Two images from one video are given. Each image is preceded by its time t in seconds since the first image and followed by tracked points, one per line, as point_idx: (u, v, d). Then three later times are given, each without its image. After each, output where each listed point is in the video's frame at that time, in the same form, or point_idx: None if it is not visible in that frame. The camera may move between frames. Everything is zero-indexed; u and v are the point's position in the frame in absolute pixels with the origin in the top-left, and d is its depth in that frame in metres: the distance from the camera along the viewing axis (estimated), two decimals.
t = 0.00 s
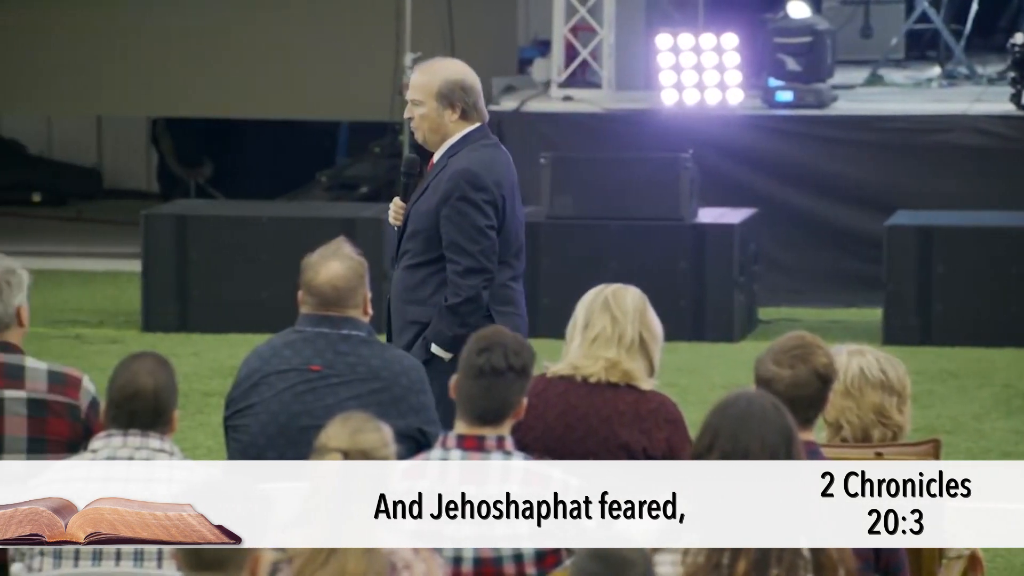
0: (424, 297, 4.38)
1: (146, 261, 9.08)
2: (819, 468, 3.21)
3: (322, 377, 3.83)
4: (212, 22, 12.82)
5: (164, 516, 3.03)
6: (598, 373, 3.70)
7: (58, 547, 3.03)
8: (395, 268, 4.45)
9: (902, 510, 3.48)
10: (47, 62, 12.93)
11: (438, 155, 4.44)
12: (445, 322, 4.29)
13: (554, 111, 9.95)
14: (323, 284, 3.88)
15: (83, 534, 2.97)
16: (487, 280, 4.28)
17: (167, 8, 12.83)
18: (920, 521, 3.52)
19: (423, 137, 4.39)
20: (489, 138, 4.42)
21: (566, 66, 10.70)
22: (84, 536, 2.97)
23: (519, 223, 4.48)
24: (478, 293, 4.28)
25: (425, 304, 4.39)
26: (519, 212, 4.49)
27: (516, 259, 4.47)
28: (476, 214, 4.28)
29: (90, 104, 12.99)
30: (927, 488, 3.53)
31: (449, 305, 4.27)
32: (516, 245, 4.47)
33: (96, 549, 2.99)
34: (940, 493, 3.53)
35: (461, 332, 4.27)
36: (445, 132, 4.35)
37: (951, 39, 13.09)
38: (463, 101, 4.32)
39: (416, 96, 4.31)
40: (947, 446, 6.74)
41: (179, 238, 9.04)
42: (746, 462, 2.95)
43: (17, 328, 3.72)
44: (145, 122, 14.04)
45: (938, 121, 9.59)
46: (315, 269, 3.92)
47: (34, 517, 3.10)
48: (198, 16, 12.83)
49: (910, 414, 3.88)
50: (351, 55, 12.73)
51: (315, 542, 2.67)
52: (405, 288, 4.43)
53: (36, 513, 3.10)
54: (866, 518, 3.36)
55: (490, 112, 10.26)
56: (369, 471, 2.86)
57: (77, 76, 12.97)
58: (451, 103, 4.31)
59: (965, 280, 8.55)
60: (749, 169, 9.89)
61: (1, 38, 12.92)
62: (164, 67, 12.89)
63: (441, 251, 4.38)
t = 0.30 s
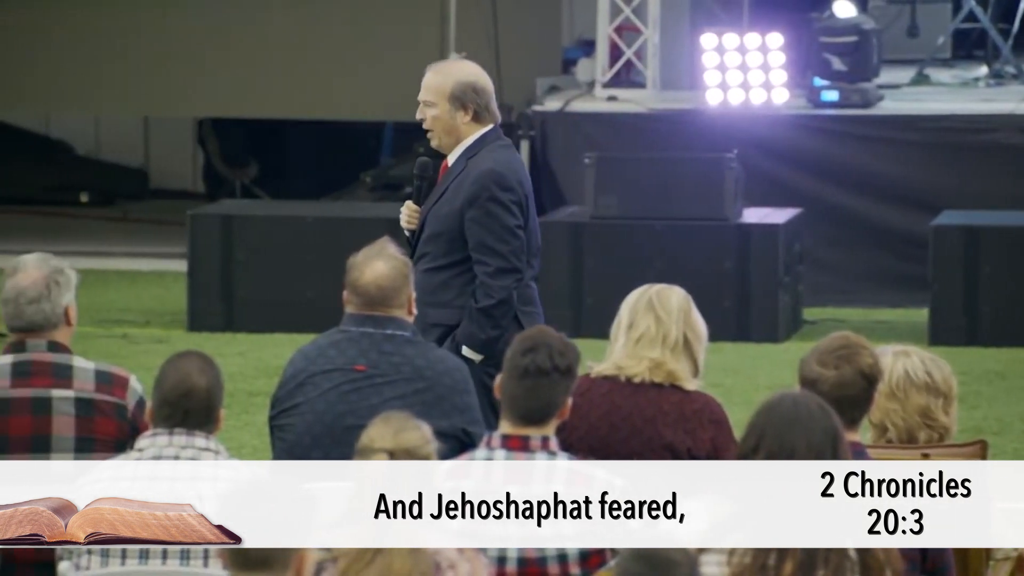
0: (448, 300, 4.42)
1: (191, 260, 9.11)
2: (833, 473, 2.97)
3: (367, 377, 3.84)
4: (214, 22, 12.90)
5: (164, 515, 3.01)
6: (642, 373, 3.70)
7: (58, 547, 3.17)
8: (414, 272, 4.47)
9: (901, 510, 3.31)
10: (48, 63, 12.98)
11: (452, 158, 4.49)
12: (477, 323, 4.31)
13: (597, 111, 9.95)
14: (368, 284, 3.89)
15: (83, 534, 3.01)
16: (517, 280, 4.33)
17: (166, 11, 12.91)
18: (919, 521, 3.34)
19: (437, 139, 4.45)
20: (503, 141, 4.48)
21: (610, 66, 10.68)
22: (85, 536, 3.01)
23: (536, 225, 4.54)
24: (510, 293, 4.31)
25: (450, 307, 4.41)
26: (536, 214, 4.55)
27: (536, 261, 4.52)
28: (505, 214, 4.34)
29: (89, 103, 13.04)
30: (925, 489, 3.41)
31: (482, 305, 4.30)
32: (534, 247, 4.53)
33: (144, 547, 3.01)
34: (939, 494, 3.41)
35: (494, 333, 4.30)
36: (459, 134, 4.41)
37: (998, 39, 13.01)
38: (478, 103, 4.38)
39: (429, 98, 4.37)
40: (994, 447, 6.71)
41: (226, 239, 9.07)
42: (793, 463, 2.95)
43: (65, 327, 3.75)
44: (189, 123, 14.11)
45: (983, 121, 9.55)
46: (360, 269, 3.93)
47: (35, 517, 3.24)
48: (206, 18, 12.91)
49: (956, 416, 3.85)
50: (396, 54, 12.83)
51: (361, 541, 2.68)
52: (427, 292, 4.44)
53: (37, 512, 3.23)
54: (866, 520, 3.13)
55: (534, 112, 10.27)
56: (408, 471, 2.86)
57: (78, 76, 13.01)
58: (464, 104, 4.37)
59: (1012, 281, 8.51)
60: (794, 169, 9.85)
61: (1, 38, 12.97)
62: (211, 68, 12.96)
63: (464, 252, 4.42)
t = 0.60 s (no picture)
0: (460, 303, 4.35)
1: (233, 261, 9.14)
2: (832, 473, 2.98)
3: (408, 377, 3.85)
4: (212, 24, 12.99)
5: (164, 515, 3.06)
6: (683, 374, 3.70)
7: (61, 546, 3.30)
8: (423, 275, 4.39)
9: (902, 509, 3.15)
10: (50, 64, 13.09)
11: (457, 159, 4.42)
12: (492, 324, 4.26)
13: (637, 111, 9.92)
14: (411, 285, 3.90)
15: (82, 534, 3.17)
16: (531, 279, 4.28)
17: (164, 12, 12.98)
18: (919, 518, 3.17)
19: (441, 141, 4.38)
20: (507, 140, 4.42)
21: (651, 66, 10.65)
22: (84, 536, 3.17)
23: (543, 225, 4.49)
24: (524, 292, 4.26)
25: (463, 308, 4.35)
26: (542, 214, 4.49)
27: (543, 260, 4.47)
28: (517, 214, 4.28)
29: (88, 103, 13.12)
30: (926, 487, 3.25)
31: (497, 305, 4.24)
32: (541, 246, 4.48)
33: (186, 546, 3.03)
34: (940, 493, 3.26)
35: (509, 333, 4.26)
36: (464, 135, 4.34)
37: None
38: (483, 103, 4.31)
39: (433, 99, 4.31)
40: None
41: (267, 239, 9.10)
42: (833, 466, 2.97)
43: (109, 327, 3.76)
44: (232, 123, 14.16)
45: None
46: (402, 269, 3.94)
47: (36, 518, 3.33)
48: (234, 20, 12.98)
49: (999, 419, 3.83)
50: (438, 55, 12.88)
51: (400, 540, 2.69)
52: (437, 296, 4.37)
53: (36, 513, 3.34)
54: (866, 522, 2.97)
55: (575, 112, 10.27)
56: (448, 472, 2.85)
57: (78, 76, 13.09)
58: (467, 105, 4.31)
59: None
60: (836, 170, 9.83)
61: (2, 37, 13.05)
62: (253, 69, 13.03)
63: (474, 253, 4.36)
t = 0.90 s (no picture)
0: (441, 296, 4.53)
1: (268, 262, 9.16)
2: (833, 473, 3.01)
3: (442, 378, 3.85)
4: (225, 24, 13.07)
5: (164, 515, 3.13)
6: (717, 374, 3.70)
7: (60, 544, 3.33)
8: (406, 270, 4.59)
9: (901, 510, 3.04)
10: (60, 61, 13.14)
11: (438, 157, 4.63)
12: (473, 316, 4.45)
13: (672, 112, 9.92)
14: (446, 284, 3.91)
15: (83, 534, 3.26)
16: (509, 270, 4.48)
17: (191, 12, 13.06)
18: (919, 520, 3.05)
19: (423, 136, 4.59)
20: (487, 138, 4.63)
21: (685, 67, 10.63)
22: (85, 535, 3.26)
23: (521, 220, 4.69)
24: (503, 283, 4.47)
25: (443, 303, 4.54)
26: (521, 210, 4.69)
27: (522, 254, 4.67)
28: (494, 207, 4.49)
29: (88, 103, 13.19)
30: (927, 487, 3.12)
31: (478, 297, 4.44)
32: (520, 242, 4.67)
33: (223, 547, 3.07)
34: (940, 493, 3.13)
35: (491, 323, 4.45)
36: (444, 131, 4.55)
37: None
38: (463, 100, 4.52)
39: (415, 94, 4.51)
40: None
41: (302, 240, 9.12)
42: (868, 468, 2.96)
43: (145, 326, 3.78)
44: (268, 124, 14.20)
45: None
46: (438, 269, 3.94)
47: (36, 517, 3.35)
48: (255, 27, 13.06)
49: None
50: (473, 55, 12.94)
51: (435, 541, 2.68)
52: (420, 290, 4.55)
53: (35, 512, 3.37)
54: (866, 521, 2.89)
55: (609, 113, 10.27)
56: (482, 472, 2.86)
57: (77, 75, 13.17)
58: (448, 101, 4.51)
59: None
60: (871, 169, 9.80)
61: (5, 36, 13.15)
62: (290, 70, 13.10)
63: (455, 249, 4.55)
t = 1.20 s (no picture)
0: (442, 295, 4.51)
1: (313, 263, 9.19)
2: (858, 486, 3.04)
3: (486, 378, 3.86)
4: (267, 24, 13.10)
5: (164, 516, 3.25)
6: (761, 374, 3.69)
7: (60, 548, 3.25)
8: (407, 272, 4.57)
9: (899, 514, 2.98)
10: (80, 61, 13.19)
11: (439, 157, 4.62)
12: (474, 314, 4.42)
13: (716, 111, 9.89)
14: (492, 285, 3.91)
15: (84, 535, 3.21)
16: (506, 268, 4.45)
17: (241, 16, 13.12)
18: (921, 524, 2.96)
19: (423, 137, 4.59)
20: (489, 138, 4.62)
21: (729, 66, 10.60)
22: (86, 536, 3.21)
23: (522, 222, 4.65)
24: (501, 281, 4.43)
25: (444, 304, 4.50)
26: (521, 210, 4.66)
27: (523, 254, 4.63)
28: (490, 205, 4.46)
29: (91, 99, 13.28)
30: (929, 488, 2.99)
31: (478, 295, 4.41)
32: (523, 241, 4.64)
33: (269, 545, 3.11)
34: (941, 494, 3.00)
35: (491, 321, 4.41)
36: (444, 132, 4.55)
37: None
38: (461, 99, 4.52)
39: (415, 95, 4.52)
40: None
41: (345, 240, 9.14)
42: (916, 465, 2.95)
43: (190, 326, 3.80)
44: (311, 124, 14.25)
45: None
46: (483, 270, 3.94)
47: (36, 518, 3.26)
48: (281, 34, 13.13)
49: None
50: (517, 54, 12.96)
51: (479, 542, 2.68)
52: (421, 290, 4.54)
53: (35, 513, 3.26)
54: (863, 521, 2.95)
55: (653, 112, 10.25)
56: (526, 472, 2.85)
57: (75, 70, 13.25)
58: (448, 101, 4.51)
59: None
60: (915, 168, 9.74)
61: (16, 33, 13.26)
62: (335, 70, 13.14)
63: (455, 249, 4.53)
